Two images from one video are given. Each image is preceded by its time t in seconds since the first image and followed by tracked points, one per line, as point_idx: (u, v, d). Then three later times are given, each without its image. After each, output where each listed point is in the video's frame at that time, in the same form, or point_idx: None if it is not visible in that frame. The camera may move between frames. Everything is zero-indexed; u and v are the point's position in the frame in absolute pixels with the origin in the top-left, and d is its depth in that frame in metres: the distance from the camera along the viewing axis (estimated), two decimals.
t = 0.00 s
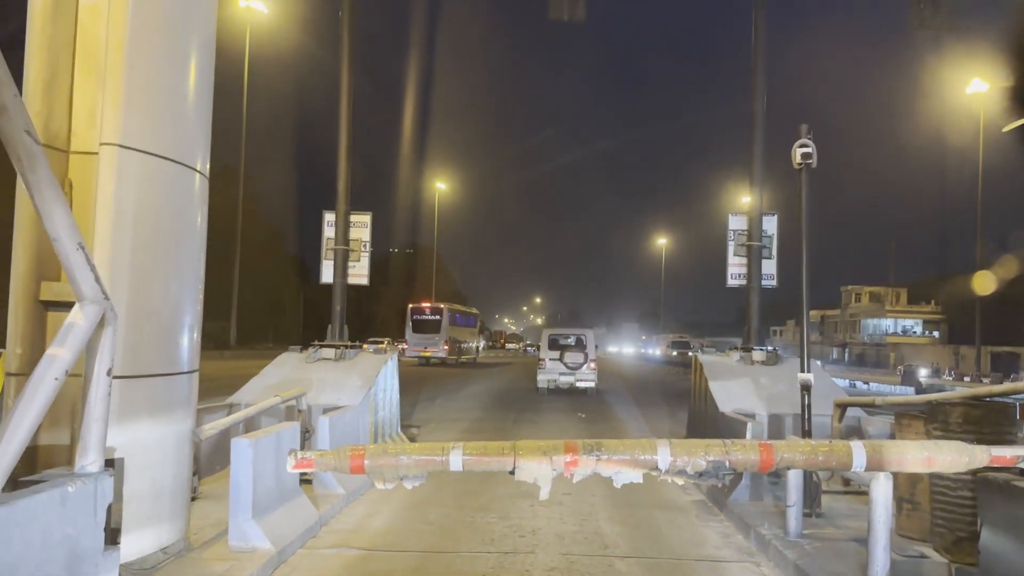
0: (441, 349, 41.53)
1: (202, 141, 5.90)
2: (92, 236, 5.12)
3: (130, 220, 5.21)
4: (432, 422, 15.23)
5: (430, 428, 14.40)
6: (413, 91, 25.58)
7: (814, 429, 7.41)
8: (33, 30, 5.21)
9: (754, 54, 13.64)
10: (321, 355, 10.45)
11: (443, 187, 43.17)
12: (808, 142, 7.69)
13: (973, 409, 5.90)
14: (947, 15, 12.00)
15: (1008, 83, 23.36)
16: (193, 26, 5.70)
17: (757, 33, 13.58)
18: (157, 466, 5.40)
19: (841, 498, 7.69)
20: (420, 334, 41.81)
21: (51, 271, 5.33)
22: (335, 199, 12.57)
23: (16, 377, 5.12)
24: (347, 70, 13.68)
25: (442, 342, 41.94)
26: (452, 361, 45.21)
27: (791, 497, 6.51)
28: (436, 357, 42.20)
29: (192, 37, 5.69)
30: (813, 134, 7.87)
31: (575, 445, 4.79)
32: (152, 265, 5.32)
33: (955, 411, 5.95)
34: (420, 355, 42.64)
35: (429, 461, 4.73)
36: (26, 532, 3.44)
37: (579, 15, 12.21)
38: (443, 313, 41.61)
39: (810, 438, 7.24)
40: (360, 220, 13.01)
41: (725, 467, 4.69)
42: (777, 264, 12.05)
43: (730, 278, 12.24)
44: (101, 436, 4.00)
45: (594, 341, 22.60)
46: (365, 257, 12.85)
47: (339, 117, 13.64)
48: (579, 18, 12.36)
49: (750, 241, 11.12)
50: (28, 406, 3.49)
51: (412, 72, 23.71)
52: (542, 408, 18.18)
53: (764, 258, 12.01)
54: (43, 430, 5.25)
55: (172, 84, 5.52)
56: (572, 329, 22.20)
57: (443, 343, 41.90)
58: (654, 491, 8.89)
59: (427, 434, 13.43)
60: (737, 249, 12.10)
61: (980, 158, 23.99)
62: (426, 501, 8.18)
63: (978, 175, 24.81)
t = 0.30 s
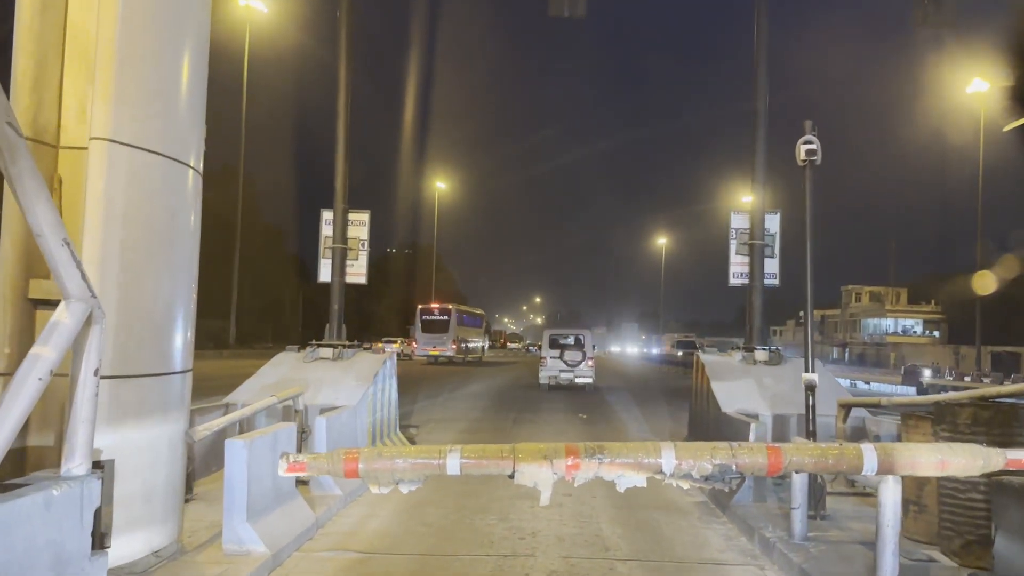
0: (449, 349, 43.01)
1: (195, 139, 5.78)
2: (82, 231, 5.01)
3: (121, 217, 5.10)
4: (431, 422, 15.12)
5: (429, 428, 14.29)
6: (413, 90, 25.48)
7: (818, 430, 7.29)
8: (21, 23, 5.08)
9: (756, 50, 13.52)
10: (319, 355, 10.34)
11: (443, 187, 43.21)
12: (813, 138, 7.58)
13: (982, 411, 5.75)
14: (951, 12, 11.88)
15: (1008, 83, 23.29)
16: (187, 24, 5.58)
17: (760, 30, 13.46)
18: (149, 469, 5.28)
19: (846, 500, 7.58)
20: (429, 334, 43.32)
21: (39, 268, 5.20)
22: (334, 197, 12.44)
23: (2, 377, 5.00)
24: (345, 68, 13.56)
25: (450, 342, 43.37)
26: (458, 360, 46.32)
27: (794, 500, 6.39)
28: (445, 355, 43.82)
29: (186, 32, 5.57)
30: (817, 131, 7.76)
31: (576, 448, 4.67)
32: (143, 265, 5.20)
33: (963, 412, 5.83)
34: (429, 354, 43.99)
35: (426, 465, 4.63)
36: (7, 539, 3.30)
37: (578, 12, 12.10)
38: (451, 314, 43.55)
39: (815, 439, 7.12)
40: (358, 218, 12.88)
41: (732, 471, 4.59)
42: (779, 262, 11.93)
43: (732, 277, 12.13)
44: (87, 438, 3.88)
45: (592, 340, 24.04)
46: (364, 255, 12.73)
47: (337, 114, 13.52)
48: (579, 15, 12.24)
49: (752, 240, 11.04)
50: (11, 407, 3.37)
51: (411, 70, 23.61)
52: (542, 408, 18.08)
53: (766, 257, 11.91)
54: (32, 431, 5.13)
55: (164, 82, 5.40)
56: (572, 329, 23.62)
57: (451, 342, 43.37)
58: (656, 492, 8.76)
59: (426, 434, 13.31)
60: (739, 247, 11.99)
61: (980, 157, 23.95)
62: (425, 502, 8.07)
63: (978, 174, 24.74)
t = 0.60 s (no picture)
0: (456, 348, 43.46)
1: (189, 137, 5.68)
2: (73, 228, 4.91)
3: (113, 214, 5.00)
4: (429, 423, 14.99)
5: (428, 429, 14.19)
6: (413, 90, 25.38)
7: (821, 431, 7.19)
8: (11, 17, 4.98)
9: (757, 48, 13.40)
10: (317, 355, 10.25)
11: (443, 187, 43.22)
12: (816, 136, 7.47)
13: (989, 411, 5.64)
14: (955, 9, 11.76)
15: (1008, 83, 23.22)
16: (180, 21, 5.48)
17: (761, 29, 13.35)
18: (141, 471, 5.18)
19: (849, 502, 7.48)
20: (437, 334, 43.96)
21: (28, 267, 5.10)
22: (332, 196, 12.33)
23: None
24: (343, 66, 13.45)
25: (457, 342, 43.81)
26: (464, 359, 46.62)
27: (798, 503, 6.28)
28: (452, 354, 44.22)
29: (180, 29, 5.47)
30: (820, 128, 7.65)
31: (577, 451, 4.58)
32: (135, 264, 5.10)
33: (970, 413, 5.72)
34: (435, 353, 44.40)
35: (422, 469, 4.53)
36: None
37: (578, 10, 11.99)
38: (457, 314, 43.86)
39: (818, 441, 7.03)
40: (356, 217, 12.77)
41: (737, 475, 4.50)
42: (781, 262, 11.81)
43: (733, 277, 12.02)
44: (75, 440, 3.77)
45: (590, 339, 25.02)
46: (361, 255, 12.62)
47: (336, 113, 13.41)
48: (578, 12, 12.12)
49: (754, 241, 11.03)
50: None
51: (411, 70, 23.54)
52: (542, 409, 17.96)
53: (767, 256, 11.79)
54: (21, 434, 5.02)
55: (158, 79, 5.30)
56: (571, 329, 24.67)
57: (457, 342, 43.82)
58: (657, 493, 8.67)
59: (425, 435, 13.22)
60: (741, 247, 11.88)
61: (980, 156, 23.90)
62: (423, 505, 7.97)
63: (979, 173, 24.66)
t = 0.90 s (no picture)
0: (464, 348, 43.73)
1: (183, 136, 5.59)
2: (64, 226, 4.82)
3: (105, 211, 4.92)
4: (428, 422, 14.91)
5: (427, 429, 14.10)
6: (413, 88, 25.28)
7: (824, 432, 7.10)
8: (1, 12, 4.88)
9: (759, 45, 13.30)
10: (315, 354, 10.17)
11: (442, 186, 43.15)
12: (819, 132, 7.39)
13: (997, 412, 5.55)
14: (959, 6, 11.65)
15: (1009, 83, 23.13)
16: (175, 18, 5.39)
17: (763, 26, 13.25)
18: (134, 472, 5.08)
19: (853, 504, 7.39)
20: (445, 334, 44.27)
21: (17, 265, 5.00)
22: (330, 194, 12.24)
23: None
24: (341, 63, 13.36)
25: (464, 341, 44.19)
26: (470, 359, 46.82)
27: (802, 505, 6.18)
28: (459, 354, 44.46)
29: (174, 28, 5.38)
30: (824, 125, 7.57)
31: (578, 453, 4.49)
32: (127, 261, 5.01)
33: (977, 414, 5.63)
34: (443, 353, 44.65)
35: (419, 471, 4.45)
36: None
37: (577, 6, 11.89)
38: (463, 314, 44.36)
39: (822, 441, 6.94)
40: (354, 216, 12.67)
41: (741, 477, 4.41)
42: (783, 260, 11.71)
43: (734, 276, 11.93)
44: (63, 442, 3.68)
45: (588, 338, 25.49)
46: (360, 253, 12.53)
47: (334, 111, 13.31)
48: (578, 9, 12.03)
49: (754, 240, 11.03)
50: None
51: (411, 69, 23.46)
52: (542, 408, 17.87)
53: (769, 255, 11.69)
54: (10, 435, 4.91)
55: (151, 76, 5.21)
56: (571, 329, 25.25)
57: (464, 341, 44.21)
58: (658, 494, 8.58)
59: (424, 435, 13.13)
60: (743, 245, 11.78)
61: (980, 155, 23.79)
62: (421, 506, 7.88)
63: (980, 171, 24.53)
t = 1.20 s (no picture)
0: (469, 347, 43.98)
1: (177, 136, 5.51)
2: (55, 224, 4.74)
3: (97, 210, 4.84)
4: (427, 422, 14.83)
5: (425, 429, 14.05)
6: (414, 87, 25.19)
7: (827, 432, 7.02)
8: None
9: (761, 42, 13.22)
10: (312, 354, 10.10)
11: (442, 185, 43.08)
12: (822, 129, 7.33)
13: (1002, 412, 5.47)
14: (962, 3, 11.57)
15: (1009, 82, 23.04)
16: (169, 17, 5.31)
17: (765, 23, 13.16)
18: (128, 474, 5.01)
19: (856, 505, 7.30)
20: (452, 334, 44.53)
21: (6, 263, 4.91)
22: (329, 192, 12.16)
23: None
24: (340, 61, 13.28)
25: (470, 341, 44.43)
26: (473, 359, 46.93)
27: (804, 507, 6.10)
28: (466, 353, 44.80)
29: (169, 27, 5.31)
30: (827, 121, 7.51)
31: (578, 455, 4.41)
32: (120, 259, 4.93)
33: (982, 414, 5.55)
34: (450, 352, 45.03)
35: (416, 473, 4.38)
36: None
37: (577, 3, 11.82)
38: (471, 314, 44.38)
39: (824, 442, 6.86)
40: (353, 214, 12.60)
41: (746, 481, 4.34)
42: (784, 259, 11.63)
43: (734, 275, 11.86)
44: (54, 443, 3.60)
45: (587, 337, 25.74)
46: (358, 251, 12.44)
47: (332, 109, 13.24)
48: (578, 6, 11.94)
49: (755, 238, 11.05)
50: None
51: (411, 68, 23.37)
52: (542, 408, 17.80)
53: (771, 253, 11.61)
54: None
55: (146, 74, 5.14)
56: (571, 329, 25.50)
57: (470, 340, 44.45)
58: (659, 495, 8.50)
59: (423, 435, 13.06)
60: (744, 243, 11.70)
61: (982, 154, 23.70)
62: (420, 507, 7.80)
63: (981, 170, 24.43)
